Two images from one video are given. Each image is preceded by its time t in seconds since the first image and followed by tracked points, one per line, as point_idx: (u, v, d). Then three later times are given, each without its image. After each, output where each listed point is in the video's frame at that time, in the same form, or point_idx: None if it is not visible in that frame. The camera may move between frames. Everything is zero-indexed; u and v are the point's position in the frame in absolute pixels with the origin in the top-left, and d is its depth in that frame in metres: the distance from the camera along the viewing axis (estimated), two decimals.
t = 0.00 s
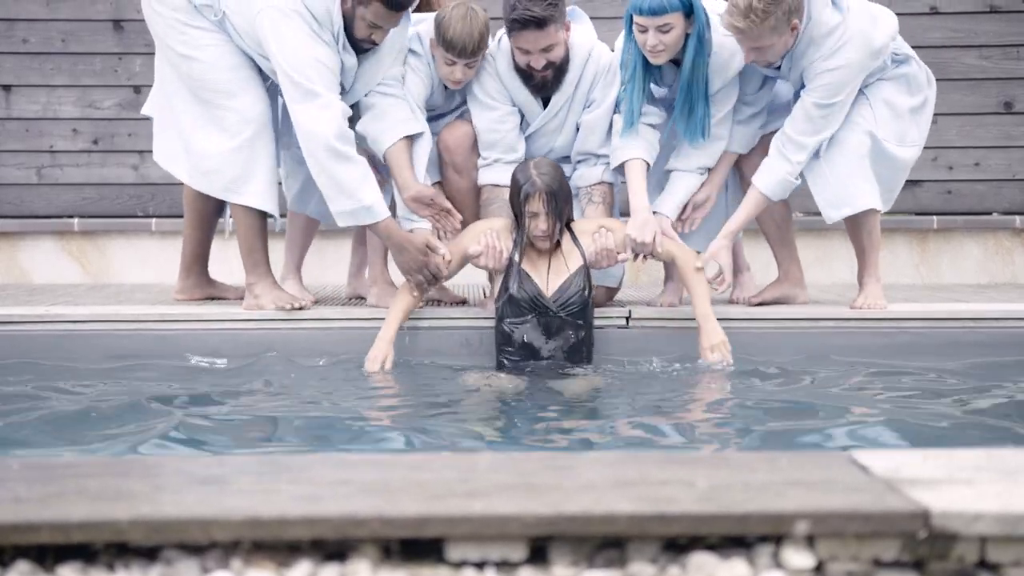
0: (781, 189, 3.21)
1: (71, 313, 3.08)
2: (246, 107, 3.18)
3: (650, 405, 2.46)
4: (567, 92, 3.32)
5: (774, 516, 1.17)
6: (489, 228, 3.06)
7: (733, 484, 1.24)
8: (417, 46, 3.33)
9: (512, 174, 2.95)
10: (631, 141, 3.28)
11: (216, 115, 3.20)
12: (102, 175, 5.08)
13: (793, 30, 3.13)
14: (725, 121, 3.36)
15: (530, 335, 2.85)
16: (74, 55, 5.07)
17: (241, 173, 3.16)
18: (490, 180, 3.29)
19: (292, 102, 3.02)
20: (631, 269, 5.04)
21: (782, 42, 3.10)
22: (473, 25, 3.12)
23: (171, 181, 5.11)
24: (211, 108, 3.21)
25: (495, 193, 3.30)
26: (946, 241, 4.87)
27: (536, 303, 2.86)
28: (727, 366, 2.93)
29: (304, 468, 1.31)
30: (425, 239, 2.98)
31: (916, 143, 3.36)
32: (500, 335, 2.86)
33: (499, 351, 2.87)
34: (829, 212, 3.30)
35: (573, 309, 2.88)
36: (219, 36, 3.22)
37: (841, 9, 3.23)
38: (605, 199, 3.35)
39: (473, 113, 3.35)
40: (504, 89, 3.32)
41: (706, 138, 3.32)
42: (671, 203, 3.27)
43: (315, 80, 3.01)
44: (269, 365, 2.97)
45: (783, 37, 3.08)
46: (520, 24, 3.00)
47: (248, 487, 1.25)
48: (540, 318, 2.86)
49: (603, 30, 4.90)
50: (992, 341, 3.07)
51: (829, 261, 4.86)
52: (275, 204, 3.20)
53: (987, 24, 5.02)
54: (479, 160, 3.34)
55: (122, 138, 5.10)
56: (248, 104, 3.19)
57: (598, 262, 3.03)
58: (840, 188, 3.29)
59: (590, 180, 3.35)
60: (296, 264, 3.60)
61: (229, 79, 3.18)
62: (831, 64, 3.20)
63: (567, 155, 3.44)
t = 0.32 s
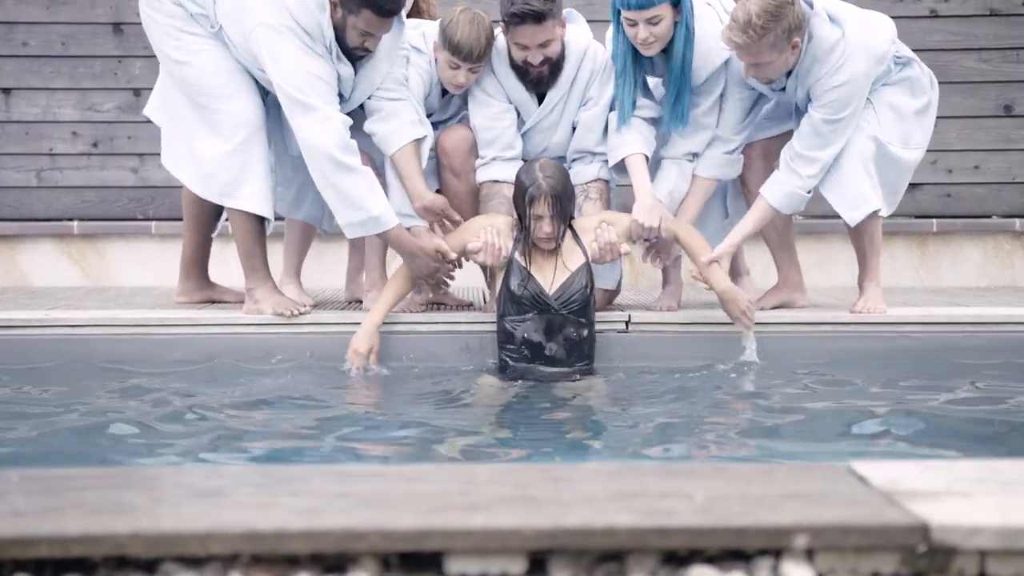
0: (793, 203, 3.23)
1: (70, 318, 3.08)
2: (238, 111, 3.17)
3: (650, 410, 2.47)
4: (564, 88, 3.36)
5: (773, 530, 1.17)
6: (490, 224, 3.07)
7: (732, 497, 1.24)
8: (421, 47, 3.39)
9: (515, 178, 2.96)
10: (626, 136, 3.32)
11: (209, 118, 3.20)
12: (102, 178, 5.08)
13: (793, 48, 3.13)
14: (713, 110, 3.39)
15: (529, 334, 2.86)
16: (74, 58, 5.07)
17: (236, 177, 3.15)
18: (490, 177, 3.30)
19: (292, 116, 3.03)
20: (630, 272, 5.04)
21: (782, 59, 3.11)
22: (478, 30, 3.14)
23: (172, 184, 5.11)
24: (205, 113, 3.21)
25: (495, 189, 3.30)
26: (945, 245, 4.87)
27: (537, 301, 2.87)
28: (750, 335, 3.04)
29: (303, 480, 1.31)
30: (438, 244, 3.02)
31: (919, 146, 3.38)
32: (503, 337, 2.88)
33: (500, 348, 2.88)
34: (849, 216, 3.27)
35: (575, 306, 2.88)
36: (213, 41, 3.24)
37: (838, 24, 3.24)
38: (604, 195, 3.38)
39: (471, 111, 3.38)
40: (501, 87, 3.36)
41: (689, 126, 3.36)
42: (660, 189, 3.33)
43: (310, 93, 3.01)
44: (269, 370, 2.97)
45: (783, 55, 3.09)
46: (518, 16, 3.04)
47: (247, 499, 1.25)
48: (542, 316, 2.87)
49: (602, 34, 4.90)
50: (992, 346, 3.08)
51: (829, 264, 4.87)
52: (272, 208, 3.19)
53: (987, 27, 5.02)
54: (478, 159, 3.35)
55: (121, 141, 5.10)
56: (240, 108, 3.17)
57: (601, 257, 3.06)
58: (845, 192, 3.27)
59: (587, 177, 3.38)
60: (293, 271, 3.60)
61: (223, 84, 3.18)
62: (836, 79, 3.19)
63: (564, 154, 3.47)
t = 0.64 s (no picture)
0: (795, 200, 3.26)
1: (70, 322, 3.08)
2: (235, 117, 3.16)
3: (650, 415, 2.46)
4: (556, 75, 3.40)
5: (772, 544, 1.16)
6: (493, 221, 3.06)
7: (732, 511, 1.24)
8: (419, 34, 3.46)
9: (522, 174, 2.94)
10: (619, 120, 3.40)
11: (208, 123, 3.20)
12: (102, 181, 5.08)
13: (784, 63, 3.15)
14: (706, 92, 3.47)
15: (536, 327, 2.86)
16: (74, 61, 5.07)
17: (234, 182, 3.14)
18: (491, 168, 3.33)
19: (292, 127, 3.04)
20: (630, 276, 5.05)
21: (773, 74, 3.12)
22: (471, 28, 3.14)
23: (172, 188, 5.11)
24: (204, 118, 3.21)
25: (497, 181, 3.32)
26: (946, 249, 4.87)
27: (542, 297, 2.87)
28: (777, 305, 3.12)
29: (304, 492, 1.31)
30: (437, 241, 3.04)
31: (922, 148, 3.36)
32: (506, 331, 2.88)
33: (505, 344, 2.89)
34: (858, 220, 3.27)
35: (579, 302, 2.89)
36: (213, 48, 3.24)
37: (829, 33, 3.24)
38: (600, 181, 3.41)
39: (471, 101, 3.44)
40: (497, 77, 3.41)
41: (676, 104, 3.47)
42: (659, 171, 3.41)
43: (307, 103, 3.02)
44: (269, 374, 2.97)
45: (773, 70, 3.11)
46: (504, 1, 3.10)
47: (247, 513, 1.24)
48: (546, 312, 2.87)
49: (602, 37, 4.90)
50: (992, 351, 3.07)
51: (829, 268, 4.86)
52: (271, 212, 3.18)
53: (987, 30, 5.02)
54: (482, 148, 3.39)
55: (121, 144, 5.10)
56: (238, 112, 3.16)
57: (603, 252, 3.07)
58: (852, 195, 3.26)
59: (583, 161, 3.41)
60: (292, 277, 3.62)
61: (221, 89, 3.18)
62: (829, 87, 3.20)
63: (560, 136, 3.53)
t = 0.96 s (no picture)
0: (807, 167, 3.28)
1: (71, 327, 3.08)
2: (239, 122, 3.16)
3: (650, 421, 2.46)
4: (556, 70, 3.41)
5: (772, 560, 1.16)
6: (496, 220, 3.03)
7: (732, 526, 1.24)
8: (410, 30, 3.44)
9: (526, 175, 2.90)
10: (614, 114, 3.41)
11: (212, 129, 3.20)
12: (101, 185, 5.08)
13: (775, 31, 3.17)
14: (707, 74, 3.54)
15: (539, 326, 2.84)
16: (74, 65, 5.07)
17: (240, 188, 3.14)
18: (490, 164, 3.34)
19: (291, 118, 3.11)
20: (629, 279, 5.05)
21: (764, 42, 3.16)
22: (460, 17, 3.13)
23: (172, 191, 5.11)
24: (207, 124, 3.21)
25: (495, 176, 3.34)
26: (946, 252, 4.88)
27: (543, 294, 2.86)
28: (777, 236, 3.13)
29: (304, 506, 1.31)
30: (438, 223, 3.06)
31: (923, 137, 3.37)
32: (510, 331, 2.87)
33: (507, 342, 2.88)
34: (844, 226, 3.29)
35: (580, 300, 2.87)
36: (216, 52, 3.24)
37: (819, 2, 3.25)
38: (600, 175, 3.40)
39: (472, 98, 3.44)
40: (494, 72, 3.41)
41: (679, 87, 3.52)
42: (659, 149, 3.45)
43: (307, 94, 3.08)
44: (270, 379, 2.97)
45: (764, 37, 3.14)
46: (501, 8, 3.07)
47: (246, 528, 1.24)
48: (548, 310, 2.86)
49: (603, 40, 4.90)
50: (992, 356, 3.07)
51: (829, 271, 4.86)
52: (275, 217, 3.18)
53: (987, 34, 5.01)
54: (483, 145, 3.42)
55: (121, 148, 5.10)
56: (243, 118, 3.17)
57: (606, 251, 3.07)
58: (852, 200, 3.27)
59: (584, 155, 3.40)
60: (291, 280, 3.62)
61: (226, 95, 3.18)
62: (825, 53, 3.20)
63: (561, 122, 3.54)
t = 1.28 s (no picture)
0: (802, 124, 3.26)
1: (71, 332, 3.08)
2: (245, 128, 3.17)
3: (650, 427, 2.46)
4: (558, 62, 3.42)
5: None
6: (499, 207, 3.05)
7: (733, 543, 1.23)
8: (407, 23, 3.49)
9: (529, 167, 2.92)
10: (614, 104, 3.41)
11: (216, 135, 3.20)
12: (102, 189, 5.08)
13: None
14: (706, 55, 3.53)
15: (540, 313, 2.82)
16: (74, 69, 5.07)
17: (246, 194, 3.15)
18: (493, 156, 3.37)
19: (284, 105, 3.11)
20: (630, 283, 5.04)
21: None
22: (453, 3, 3.13)
23: (172, 195, 5.11)
24: (212, 130, 3.21)
25: (496, 165, 3.37)
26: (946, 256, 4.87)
27: (541, 280, 2.85)
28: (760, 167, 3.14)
29: (304, 521, 1.30)
30: (438, 195, 3.13)
31: (924, 122, 3.36)
32: (509, 320, 2.85)
33: (506, 333, 2.85)
34: (837, 231, 3.32)
35: (579, 288, 2.85)
36: (220, 58, 3.23)
37: None
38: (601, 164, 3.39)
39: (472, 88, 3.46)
40: (495, 62, 3.42)
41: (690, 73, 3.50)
42: (657, 130, 3.45)
43: (305, 83, 3.08)
44: (271, 385, 2.97)
45: None
46: (505, 7, 3.07)
47: (246, 544, 1.24)
48: (547, 298, 2.84)
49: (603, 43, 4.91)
50: (993, 362, 3.07)
51: (829, 275, 4.86)
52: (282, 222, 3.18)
53: (987, 38, 5.01)
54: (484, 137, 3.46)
55: (121, 151, 5.10)
56: (249, 125, 3.18)
57: (608, 239, 3.09)
58: (852, 201, 3.29)
59: (585, 146, 3.40)
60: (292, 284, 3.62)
61: (231, 102, 3.18)
62: (819, 14, 3.20)
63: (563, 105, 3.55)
